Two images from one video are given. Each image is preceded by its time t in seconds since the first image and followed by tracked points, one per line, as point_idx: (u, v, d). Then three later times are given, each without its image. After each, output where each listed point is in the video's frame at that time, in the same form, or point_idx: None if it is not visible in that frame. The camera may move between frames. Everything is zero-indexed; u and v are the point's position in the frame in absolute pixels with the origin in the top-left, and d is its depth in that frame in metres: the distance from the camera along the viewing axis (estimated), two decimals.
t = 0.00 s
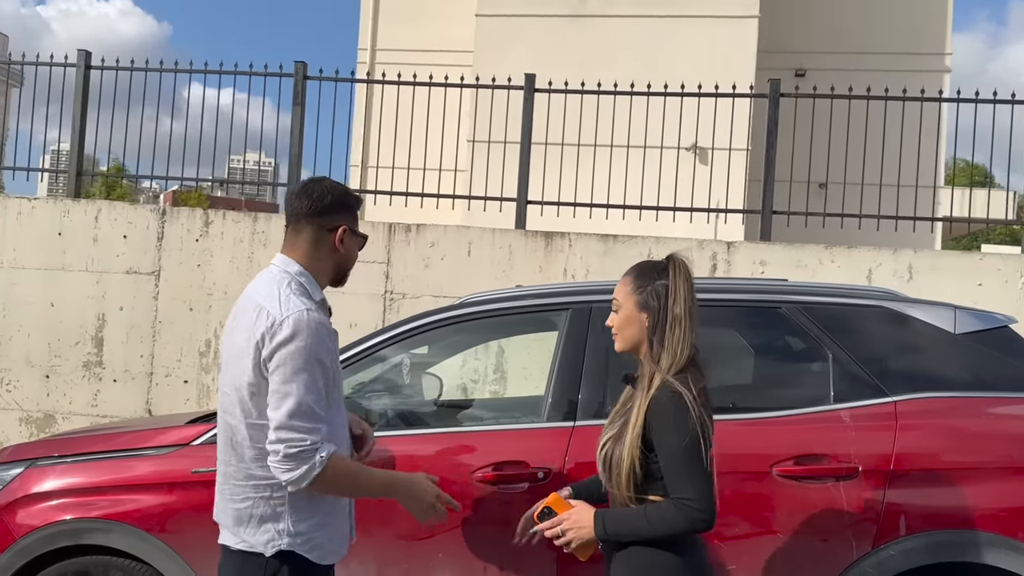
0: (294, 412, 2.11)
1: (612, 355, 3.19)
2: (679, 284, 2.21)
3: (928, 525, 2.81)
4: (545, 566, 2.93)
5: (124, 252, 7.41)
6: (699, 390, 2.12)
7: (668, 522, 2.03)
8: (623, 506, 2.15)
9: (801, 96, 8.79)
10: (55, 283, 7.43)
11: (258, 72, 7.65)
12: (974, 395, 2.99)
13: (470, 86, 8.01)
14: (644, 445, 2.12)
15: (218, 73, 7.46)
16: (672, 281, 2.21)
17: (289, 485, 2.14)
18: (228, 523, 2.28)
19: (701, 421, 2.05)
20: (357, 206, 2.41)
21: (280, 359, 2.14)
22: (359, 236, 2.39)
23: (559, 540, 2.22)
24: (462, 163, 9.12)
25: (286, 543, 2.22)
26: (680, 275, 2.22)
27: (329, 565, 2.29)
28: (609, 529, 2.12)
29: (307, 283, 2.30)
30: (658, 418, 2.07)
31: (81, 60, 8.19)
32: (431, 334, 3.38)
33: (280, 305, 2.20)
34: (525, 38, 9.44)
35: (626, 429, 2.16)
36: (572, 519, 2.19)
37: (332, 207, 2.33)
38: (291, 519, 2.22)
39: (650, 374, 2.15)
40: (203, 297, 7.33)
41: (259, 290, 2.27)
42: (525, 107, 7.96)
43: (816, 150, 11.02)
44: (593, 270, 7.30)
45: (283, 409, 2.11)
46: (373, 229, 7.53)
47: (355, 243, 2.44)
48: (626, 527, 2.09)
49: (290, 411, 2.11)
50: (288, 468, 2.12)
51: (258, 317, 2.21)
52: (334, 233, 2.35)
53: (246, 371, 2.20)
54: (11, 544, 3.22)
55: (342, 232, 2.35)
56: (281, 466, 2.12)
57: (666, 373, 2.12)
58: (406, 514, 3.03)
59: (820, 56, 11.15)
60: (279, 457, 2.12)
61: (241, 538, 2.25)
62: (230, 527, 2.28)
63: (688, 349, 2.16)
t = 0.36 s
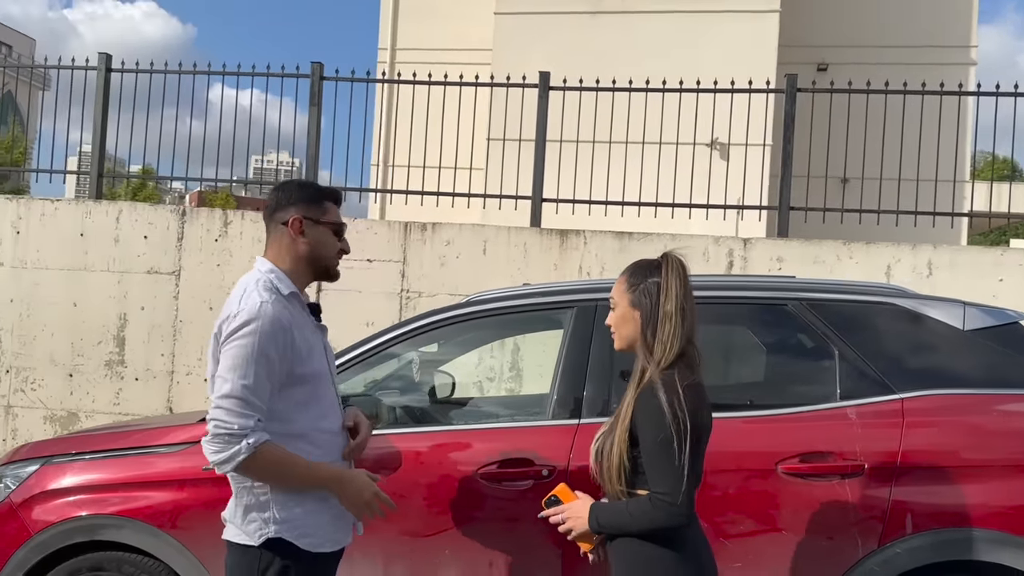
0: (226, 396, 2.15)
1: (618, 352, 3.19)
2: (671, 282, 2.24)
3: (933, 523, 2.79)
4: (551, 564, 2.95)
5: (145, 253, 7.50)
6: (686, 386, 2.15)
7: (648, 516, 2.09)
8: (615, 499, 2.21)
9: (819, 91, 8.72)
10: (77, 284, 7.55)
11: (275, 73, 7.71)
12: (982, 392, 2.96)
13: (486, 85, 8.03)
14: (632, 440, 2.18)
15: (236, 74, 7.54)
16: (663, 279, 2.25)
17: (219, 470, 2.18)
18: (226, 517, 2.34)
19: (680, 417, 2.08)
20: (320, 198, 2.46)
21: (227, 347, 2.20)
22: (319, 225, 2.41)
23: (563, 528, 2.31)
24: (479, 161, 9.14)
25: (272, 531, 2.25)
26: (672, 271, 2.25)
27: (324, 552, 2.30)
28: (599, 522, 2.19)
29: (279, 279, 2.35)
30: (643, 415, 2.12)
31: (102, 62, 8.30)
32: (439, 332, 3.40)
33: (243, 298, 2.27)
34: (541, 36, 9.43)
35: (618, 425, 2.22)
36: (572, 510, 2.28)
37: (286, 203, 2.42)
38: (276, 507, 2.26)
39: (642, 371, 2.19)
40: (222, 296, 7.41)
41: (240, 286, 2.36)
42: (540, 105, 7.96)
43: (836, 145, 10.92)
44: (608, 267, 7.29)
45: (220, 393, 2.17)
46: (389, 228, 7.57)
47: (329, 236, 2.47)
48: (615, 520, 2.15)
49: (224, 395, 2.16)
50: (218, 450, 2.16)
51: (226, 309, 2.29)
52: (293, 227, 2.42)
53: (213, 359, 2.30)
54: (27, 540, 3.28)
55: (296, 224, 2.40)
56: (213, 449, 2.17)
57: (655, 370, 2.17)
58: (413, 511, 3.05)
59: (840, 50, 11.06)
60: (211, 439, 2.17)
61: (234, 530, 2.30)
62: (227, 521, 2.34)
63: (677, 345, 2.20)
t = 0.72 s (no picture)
0: (201, 382, 2.35)
1: (624, 345, 3.19)
2: (680, 275, 2.24)
3: (942, 514, 2.78)
4: (558, 555, 2.96)
5: (162, 249, 7.57)
6: (690, 378, 2.15)
7: (651, 504, 2.11)
8: (622, 487, 2.22)
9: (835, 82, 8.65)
10: (96, 280, 7.63)
11: (290, 70, 7.76)
12: (993, 383, 2.94)
13: (499, 79, 8.03)
14: (638, 429, 2.19)
15: (251, 71, 7.59)
16: (673, 272, 2.24)
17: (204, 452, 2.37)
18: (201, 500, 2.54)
19: (683, 409, 2.08)
20: (304, 197, 2.64)
21: (199, 339, 2.40)
22: (298, 221, 2.60)
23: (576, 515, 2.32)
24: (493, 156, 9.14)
25: (229, 513, 2.41)
26: (682, 265, 2.25)
27: (279, 543, 2.41)
28: (606, 509, 2.21)
29: (256, 272, 2.55)
30: (647, 407, 2.13)
31: (119, 61, 8.38)
32: (446, 325, 3.41)
33: (215, 293, 2.47)
34: (555, 30, 9.42)
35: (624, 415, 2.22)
36: (583, 496, 2.29)
37: (270, 202, 2.63)
38: (234, 491, 2.42)
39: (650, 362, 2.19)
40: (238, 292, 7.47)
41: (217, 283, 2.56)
42: (554, 99, 7.96)
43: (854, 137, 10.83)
44: (622, 261, 7.28)
45: (198, 381, 2.37)
46: (403, 223, 7.60)
47: (311, 233, 2.64)
48: (622, 508, 2.16)
49: (200, 381, 2.35)
50: (201, 433, 2.36)
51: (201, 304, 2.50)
52: (274, 223, 2.62)
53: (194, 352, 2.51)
54: (43, 531, 3.34)
55: (275, 220, 2.60)
56: (197, 432, 2.37)
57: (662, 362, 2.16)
58: (421, 503, 3.08)
59: (858, 41, 10.97)
60: (194, 423, 2.37)
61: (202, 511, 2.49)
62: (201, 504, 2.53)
63: (683, 338, 2.20)
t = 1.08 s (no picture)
0: (185, 353, 2.47)
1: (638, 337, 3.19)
2: (708, 270, 2.25)
3: (957, 505, 2.78)
4: (572, 547, 2.97)
5: (175, 244, 7.61)
6: (724, 373, 2.17)
7: (690, 497, 2.12)
8: (653, 479, 2.21)
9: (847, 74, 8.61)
10: (110, 275, 7.68)
11: (302, 65, 7.78)
12: (1008, 375, 2.93)
13: (509, 73, 8.02)
14: (675, 425, 2.17)
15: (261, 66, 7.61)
16: (703, 267, 2.25)
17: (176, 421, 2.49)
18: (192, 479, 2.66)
19: (721, 403, 2.12)
20: (322, 197, 2.72)
21: (195, 313, 2.52)
22: (314, 220, 2.68)
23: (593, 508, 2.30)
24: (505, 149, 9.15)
25: (213, 491, 2.53)
26: (708, 261, 2.26)
27: (261, 525, 2.50)
28: (635, 500, 2.20)
29: (267, 261, 2.67)
30: (687, 403, 2.13)
31: (131, 57, 8.42)
32: (460, 318, 3.42)
33: (224, 275, 2.58)
34: (565, 23, 9.41)
35: (655, 409, 2.21)
36: (603, 491, 2.27)
37: (290, 198, 2.72)
38: (220, 470, 2.54)
39: (682, 357, 2.19)
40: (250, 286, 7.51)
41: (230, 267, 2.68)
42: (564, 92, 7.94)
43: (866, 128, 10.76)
44: (633, 254, 7.28)
45: (183, 352, 2.49)
46: (414, 218, 7.61)
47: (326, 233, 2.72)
48: (660, 501, 2.16)
49: (184, 352, 2.48)
50: (172, 400, 2.47)
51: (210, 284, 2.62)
52: (291, 219, 2.70)
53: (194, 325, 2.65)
54: (61, 523, 3.37)
55: (292, 215, 2.68)
56: (169, 398, 2.49)
57: (696, 357, 2.17)
58: (435, 495, 3.09)
59: (870, 33, 10.91)
60: (169, 390, 2.49)
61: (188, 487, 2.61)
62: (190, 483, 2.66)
63: (713, 332, 2.22)
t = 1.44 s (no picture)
0: (210, 357, 2.42)
1: (664, 330, 3.21)
2: (758, 264, 2.30)
3: (985, 497, 2.79)
4: (600, 538, 2.98)
5: (186, 238, 7.62)
6: (777, 365, 2.22)
7: (753, 492, 2.12)
8: (709, 476, 2.19)
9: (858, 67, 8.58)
10: (121, 270, 7.69)
11: (310, 59, 7.77)
12: None
13: (519, 66, 8.01)
14: (733, 421, 2.17)
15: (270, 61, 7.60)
16: (753, 260, 2.30)
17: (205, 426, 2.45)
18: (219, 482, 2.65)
19: (779, 395, 2.16)
20: (329, 184, 2.69)
21: (215, 315, 2.48)
22: (322, 208, 2.65)
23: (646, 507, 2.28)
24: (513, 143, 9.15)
25: (238, 494, 2.51)
26: (757, 257, 2.32)
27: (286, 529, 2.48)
28: (691, 496, 2.19)
29: (278, 256, 2.63)
30: (747, 395, 2.15)
31: (141, 51, 8.42)
32: (484, 312, 3.43)
33: (240, 270, 2.54)
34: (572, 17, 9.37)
35: (712, 401, 2.20)
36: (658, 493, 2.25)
37: (296, 187, 2.68)
38: (245, 474, 2.52)
39: (734, 347, 2.21)
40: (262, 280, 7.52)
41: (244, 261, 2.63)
42: (574, 86, 7.93)
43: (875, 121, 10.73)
44: (645, 248, 7.28)
45: (206, 356, 2.45)
46: (425, 212, 7.61)
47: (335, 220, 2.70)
48: (723, 497, 2.14)
49: (209, 357, 2.43)
50: (200, 406, 2.43)
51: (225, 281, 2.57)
52: (299, 208, 2.67)
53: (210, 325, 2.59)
54: (88, 516, 3.39)
55: (299, 205, 2.65)
56: (195, 404, 2.45)
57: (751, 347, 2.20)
58: (463, 488, 3.11)
59: (877, 26, 10.87)
60: (195, 395, 2.45)
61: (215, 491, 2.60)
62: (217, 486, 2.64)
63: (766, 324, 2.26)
